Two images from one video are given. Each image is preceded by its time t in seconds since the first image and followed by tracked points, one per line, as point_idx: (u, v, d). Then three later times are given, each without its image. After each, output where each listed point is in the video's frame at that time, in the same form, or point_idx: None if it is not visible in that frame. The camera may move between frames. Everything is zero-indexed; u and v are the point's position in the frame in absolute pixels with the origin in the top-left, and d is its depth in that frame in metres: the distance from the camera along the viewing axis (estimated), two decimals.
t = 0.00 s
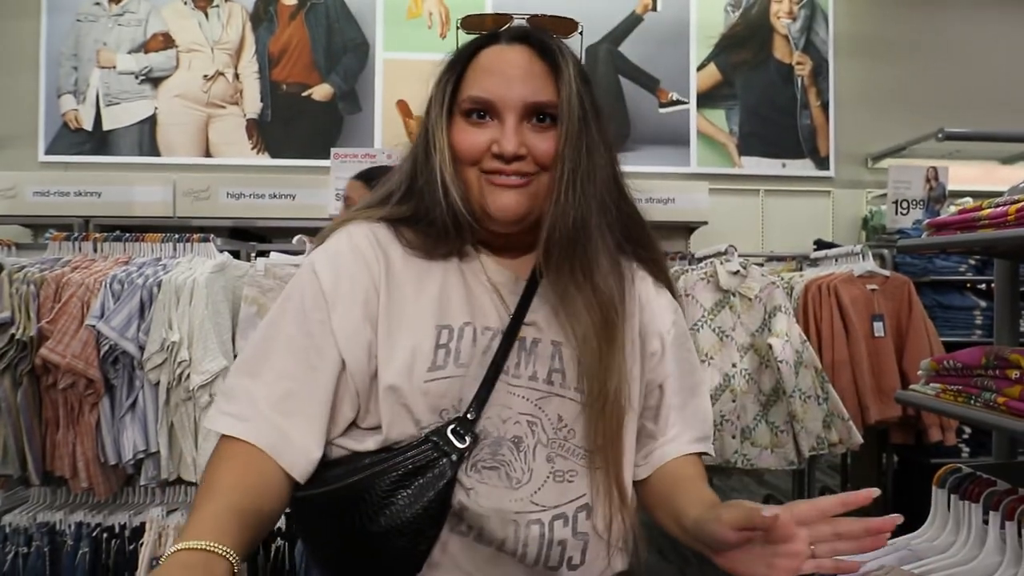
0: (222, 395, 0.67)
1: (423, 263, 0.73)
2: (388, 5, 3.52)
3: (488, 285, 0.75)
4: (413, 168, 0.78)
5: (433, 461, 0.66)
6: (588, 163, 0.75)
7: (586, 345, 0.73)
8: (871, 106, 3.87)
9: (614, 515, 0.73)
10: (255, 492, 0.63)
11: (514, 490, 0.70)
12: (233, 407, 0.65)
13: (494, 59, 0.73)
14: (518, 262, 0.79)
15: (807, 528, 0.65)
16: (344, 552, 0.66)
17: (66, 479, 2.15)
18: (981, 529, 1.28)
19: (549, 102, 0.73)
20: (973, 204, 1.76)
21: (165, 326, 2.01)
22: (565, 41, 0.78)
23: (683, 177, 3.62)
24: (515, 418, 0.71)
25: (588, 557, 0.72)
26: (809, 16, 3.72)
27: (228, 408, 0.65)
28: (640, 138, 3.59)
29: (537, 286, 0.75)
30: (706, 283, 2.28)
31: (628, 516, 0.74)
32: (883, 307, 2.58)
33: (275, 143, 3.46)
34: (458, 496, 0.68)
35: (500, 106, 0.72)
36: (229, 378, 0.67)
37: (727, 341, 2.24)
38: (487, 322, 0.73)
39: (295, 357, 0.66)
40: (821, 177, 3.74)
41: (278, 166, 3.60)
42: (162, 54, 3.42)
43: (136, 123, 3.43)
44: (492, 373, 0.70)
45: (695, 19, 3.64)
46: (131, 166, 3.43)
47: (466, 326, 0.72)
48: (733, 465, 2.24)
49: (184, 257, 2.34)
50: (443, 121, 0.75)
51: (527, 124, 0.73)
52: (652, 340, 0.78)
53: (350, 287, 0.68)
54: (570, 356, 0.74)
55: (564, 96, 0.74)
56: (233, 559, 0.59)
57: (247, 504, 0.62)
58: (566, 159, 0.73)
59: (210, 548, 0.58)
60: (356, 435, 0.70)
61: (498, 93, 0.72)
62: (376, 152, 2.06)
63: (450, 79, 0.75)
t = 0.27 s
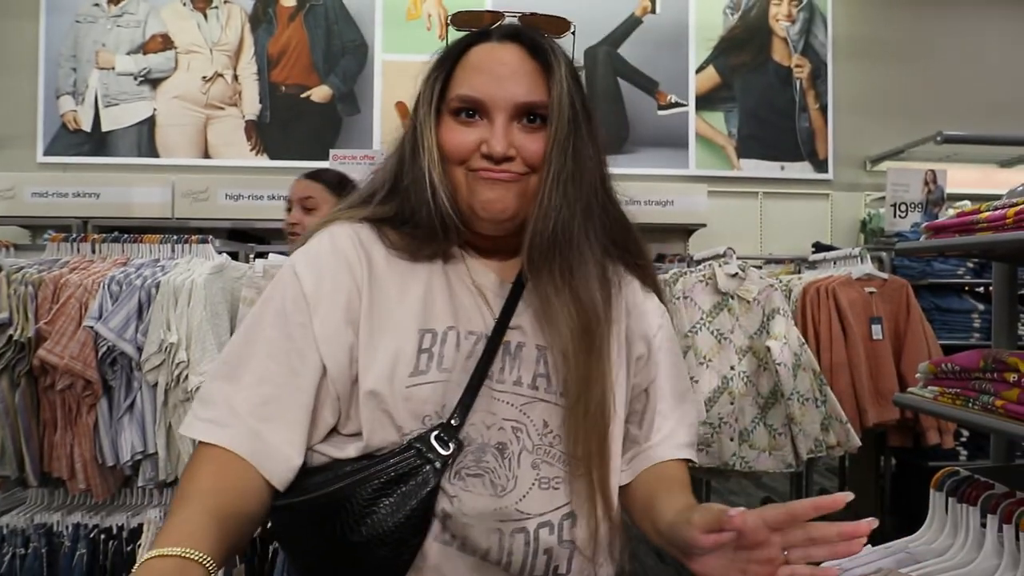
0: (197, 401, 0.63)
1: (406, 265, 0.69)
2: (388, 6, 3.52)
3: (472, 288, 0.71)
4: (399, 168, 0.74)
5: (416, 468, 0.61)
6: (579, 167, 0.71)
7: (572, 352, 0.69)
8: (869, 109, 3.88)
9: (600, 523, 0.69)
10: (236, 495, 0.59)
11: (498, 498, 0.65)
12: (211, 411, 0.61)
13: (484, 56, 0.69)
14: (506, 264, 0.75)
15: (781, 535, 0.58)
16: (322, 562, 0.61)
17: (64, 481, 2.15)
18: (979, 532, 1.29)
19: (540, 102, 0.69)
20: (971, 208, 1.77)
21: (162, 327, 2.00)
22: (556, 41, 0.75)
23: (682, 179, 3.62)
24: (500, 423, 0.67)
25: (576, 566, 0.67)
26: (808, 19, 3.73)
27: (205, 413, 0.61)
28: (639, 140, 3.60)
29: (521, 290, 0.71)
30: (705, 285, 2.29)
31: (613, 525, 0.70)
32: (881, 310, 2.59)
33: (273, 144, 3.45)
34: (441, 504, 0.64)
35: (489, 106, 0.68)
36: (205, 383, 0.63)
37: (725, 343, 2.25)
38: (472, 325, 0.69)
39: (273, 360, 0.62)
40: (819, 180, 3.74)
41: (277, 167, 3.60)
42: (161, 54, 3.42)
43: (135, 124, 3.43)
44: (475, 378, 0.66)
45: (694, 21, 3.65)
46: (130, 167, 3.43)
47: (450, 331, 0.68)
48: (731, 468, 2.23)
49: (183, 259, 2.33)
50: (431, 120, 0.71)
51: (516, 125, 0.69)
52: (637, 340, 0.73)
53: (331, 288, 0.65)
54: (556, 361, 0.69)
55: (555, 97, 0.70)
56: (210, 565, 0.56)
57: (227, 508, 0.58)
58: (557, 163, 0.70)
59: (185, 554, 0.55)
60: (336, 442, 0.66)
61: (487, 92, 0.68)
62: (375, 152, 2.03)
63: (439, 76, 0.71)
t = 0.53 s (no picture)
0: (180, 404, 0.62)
1: (391, 267, 0.69)
2: (386, 8, 3.52)
3: (459, 290, 0.71)
4: (384, 167, 0.74)
5: (399, 474, 0.61)
6: (567, 167, 0.71)
7: (559, 355, 0.67)
8: (867, 111, 3.89)
9: (588, 528, 0.67)
10: (218, 494, 0.58)
11: (485, 503, 0.64)
12: (191, 415, 0.61)
13: (471, 54, 0.68)
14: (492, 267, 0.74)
15: (765, 540, 0.57)
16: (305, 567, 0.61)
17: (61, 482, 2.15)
18: (977, 535, 1.29)
19: (527, 100, 0.68)
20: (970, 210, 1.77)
21: (161, 328, 2.00)
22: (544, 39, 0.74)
23: (681, 182, 3.63)
24: (487, 427, 0.66)
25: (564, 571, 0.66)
26: (807, 21, 3.74)
27: (186, 417, 0.61)
28: (638, 142, 3.60)
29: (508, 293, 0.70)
30: (704, 287, 2.29)
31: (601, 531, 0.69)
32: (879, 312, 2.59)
33: (273, 146, 3.46)
34: (426, 510, 0.63)
35: (476, 105, 0.67)
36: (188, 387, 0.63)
37: (723, 345, 2.25)
38: (458, 328, 0.68)
39: (253, 365, 0.62)
40: (818, 182, 3.75)
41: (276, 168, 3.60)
42: (160, 55, 3.42)
43: (134, 125, 3.43)
44: (460, 381, 0.65)
45: (694, 24, 3.65)
46: (129, 169, 3.43)
47: (435, 333, 0.67)
48: (730, 470, 2.23)
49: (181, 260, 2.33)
50: (417, 118, 0.70)
51: (503, 123, 0.68)
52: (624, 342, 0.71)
53: (316, 291, 0.64)
54: (542, 364, 0.68)
55: (543, 95, 0.69)
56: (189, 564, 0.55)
57: (208, 507, 0.58)
58: (545, 161, 0.69)
59: (164, 551, 0.54)
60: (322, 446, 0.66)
61: (474, 90, 0.67)
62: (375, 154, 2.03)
63: (425, 73, 0.70)
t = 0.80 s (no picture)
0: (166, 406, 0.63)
1: (378, 269, 0.69)
2: (386, 9, 3.53)
3: (446, 291, 0.71)
4: (372, 164, 0.74)
5: (382, 478, 0.61)
6: (555, 164, 0.71)
7: (545, 356, 0.68)
8: (866, 113, 3.89)
9: (578, 532, 0.67)
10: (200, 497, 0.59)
11: (472, 507, 0.64)
12: (177, 419, 0.61)
13: (458, 51, 0.69)
14: (480, 267, 0.74)
15: (755, 544, 0.57)
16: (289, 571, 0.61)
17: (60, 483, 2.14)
18: (976, 537, 1.29)
19: (515, 98, 0.69)
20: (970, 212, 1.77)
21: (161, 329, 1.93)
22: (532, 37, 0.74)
23: (680, 183, 3.63)
24: (474, 431, 0.66)
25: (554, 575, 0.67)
26: (807, 23, 3.75)
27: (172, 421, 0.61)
28: (638, 143, 3.60)
29: (495, 293, 0.70)
30: (703, 289, 2.29)
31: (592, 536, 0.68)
32: (878, 314, 2.60)
33: (272, 147, 3.46)
34: (413, 515, 0.63)
35: (463, 104, 0.67)
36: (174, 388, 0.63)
37: (722, 346, 2.25)
38: (445, 331, 0.68)
39: (240, 366, 0.62)
40: (817, 184, 3.75)
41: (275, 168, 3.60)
42: (160, 56, 3.43)
43: (134, 126, 3.43)
44: (444, 384, 0.65)
45: (693, 25, 3.66)
46: (129, 169, 3.43)
47: (420, 336, 0.67)
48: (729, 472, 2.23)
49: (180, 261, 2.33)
50: (405, 116, 0.70)
51: (490, 122, 0.68)
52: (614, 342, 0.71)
53: (302, 293, 0.64)
54: (529, 365, 0.68)
55: (531, 91, 0.69)
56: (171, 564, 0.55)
57: (189, 510, 0.58)
58: (532, 160, 0.69)
59: (144, 554, 0.54)
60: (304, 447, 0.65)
61: (461, 88, 0.67)
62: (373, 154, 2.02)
63: (413, 72, 0.70)
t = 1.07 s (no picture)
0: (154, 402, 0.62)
1: (369, 268, 0.69)
2: (386, 10, 3.53)
3: (439, 292, 0.70)
4: (365, 162, 0.74)
5: (371, 478, 0.61)
6: (549, 162, 0.71)
7: (537, 356, 0.68)
8: (866, 115, 3.90)
9: (570, 537, 0.66)
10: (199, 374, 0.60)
11: (462, 510, 0.63)
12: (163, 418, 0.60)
13: (452, 49, 0.69)
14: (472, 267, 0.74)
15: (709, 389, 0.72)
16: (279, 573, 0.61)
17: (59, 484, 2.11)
18: (975, 539, 1.29)
19: (509, 96, 0.69)
20: (970, 214, 1.77)
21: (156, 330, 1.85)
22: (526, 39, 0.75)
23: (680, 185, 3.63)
24: (466, 433, 0.65)
25: None
26: (807, 25, 3.76)
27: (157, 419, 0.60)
28: (638, 144, 3.60)
29: (488, 293, 0.70)
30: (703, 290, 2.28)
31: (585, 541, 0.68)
32: (878, 316, 2.59)
33: (272, 148, 3.46)
34: (401, 518, 0.62)
35: (457, 100, 0.68)
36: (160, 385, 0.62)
37: (722, 347, 2.25)
38: (437, 332, 0.68)
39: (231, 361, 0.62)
40: (816, 186, 3.75)
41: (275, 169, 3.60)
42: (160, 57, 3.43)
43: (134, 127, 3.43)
44: (434, 384, 0.65)
45: (693, 27, 3.66)
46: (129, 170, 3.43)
47: (411, 337, 0.67)
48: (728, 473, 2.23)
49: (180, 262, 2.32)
50: (400, 114, 0.71)
51: (484, 119, 0.68)
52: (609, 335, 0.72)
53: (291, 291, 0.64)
54: (521, 365, 0.68)
55: (525, 89, 0.70)
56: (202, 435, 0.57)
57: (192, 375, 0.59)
58: (526, 156, 0.69)
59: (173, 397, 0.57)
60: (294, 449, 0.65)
61: (456, 84, 0.68)
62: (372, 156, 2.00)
63: (409, 70, 0.71)
